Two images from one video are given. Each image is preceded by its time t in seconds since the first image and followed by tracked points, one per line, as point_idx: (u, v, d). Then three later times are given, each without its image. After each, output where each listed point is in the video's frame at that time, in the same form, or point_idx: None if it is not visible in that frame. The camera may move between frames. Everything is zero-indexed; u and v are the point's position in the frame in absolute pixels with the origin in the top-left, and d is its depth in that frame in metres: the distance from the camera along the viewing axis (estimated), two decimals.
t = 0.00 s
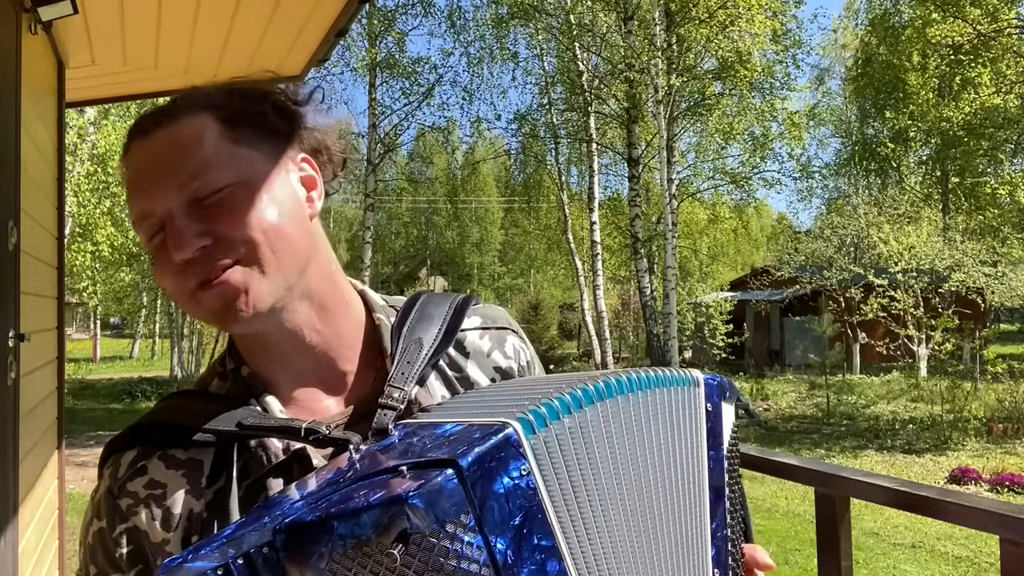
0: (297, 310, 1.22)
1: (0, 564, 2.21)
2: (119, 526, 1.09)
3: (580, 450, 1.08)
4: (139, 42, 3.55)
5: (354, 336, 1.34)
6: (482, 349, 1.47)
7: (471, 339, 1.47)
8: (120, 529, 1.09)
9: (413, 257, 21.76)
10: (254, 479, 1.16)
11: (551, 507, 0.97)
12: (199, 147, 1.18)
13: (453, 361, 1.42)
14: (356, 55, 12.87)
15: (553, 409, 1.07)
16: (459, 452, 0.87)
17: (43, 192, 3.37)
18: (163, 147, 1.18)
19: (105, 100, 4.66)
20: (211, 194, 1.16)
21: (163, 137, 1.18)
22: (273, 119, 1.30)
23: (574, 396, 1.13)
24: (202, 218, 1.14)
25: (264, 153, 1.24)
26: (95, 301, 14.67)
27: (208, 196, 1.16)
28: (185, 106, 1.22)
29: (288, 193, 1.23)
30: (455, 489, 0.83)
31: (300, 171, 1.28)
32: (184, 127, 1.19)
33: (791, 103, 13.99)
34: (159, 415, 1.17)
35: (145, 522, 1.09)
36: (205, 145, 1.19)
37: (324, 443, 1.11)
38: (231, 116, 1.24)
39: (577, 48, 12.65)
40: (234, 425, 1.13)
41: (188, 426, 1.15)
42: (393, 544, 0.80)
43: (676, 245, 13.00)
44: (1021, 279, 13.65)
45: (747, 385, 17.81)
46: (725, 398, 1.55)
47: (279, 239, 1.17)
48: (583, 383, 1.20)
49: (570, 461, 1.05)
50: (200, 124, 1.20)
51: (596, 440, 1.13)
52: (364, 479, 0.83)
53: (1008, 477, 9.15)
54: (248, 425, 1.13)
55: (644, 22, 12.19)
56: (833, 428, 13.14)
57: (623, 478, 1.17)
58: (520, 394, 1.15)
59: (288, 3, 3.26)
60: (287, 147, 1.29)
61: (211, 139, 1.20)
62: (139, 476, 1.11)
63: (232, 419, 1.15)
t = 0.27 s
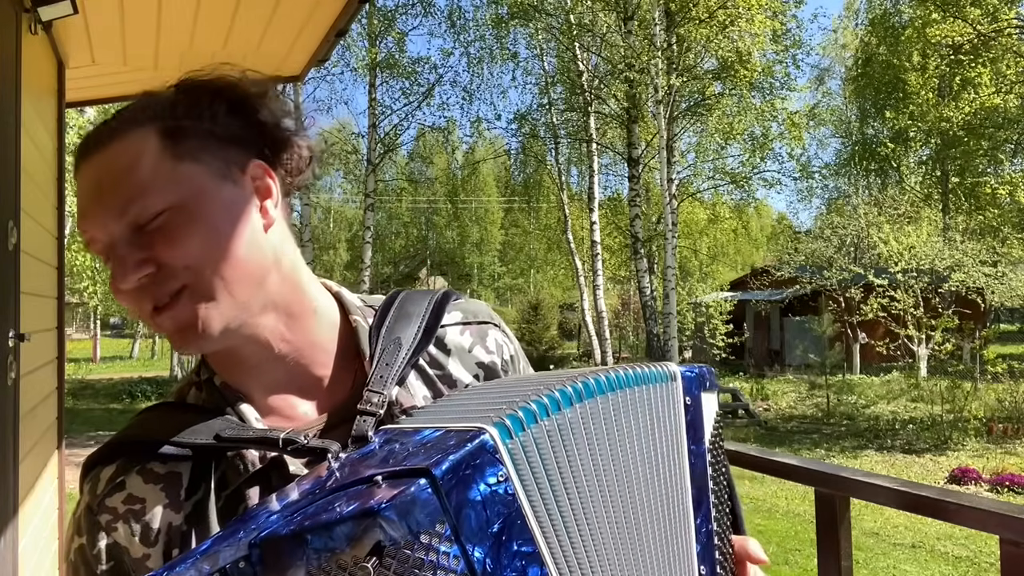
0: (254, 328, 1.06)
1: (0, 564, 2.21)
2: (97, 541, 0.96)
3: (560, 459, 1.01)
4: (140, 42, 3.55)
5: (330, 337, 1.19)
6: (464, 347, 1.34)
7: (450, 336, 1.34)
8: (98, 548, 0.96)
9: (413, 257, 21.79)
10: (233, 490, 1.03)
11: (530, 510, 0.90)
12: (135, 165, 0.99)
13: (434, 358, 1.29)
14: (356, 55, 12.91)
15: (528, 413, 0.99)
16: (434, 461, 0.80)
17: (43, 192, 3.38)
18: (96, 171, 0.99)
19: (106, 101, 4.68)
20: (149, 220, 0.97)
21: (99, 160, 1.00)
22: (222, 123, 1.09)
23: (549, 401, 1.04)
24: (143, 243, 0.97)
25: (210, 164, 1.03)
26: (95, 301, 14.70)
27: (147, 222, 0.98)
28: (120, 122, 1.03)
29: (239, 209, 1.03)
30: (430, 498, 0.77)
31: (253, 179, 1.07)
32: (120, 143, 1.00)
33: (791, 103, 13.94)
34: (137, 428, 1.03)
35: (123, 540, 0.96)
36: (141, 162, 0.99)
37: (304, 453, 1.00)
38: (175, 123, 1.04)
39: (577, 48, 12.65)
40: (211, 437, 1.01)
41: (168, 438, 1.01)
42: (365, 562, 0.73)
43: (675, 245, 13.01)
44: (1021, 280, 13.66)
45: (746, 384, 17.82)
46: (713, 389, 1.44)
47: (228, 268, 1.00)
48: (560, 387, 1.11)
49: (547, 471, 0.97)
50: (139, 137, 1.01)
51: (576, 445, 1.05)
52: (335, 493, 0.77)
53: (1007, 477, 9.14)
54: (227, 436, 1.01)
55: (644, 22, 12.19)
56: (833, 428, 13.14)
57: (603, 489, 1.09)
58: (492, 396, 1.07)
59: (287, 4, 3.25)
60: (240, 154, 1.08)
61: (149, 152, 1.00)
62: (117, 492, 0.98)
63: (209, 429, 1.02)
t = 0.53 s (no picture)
0: (236, 345, 1.03)
1: None
2: (90, 545, 0.92)
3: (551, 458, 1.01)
4: (140, 42, 3.55)
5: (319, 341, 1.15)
6: (456, 343, 1.33)
7: (443, 332, 1.33)
8: (91, 553, 0.92)
9: (413, 258, 21.78)
10: (226, 492, 1.00)
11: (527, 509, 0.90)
12: (101, 189, 0.93)
13: (426, 353, 1.28)
14: (356, 55, 12.94)
15: (518, 413, 0.99)
16: (424, 464, 0.79)
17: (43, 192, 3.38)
18: (66, 194, 0.94)
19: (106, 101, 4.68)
20: (119, 247, 0.92)
21: (70, 183, 0.95)
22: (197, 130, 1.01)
23: (540, 401, 1.04)
24: (116, 271, 0.92)
25: (180, 183, 0.96)
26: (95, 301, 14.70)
27: (118, 250, 0.93)
28: (88, 137, 0.96)
29: (215, 230, 0.98)
30: (421, 501, 0.76)
31: (230, 191, 1.00)
32: (88, 163, 0.95)
33: (791, 103, 13.91)
34: (129, 433, 0.99)
35: (116, 545, 0.93)
36: (110, 183, 0.94)
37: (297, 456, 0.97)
38: (145, 132, 0.97)
39: (577, 48, 12.64)
40: (203, 441, 0.97)
41: (160, 442, 0.97)
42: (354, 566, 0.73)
43: (676, 245, 13.01)
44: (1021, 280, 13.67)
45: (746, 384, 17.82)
46: (695, 376, 1.45)
47: (203, 294, 0.95)
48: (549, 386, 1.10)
49: (539, 470, 0.97)
50: (111, 156, 0.95)
51: (568, 445, 1.05)
52: (325, 498, 0.77)
53: (1008, 477, 9.14)
54: (220, 440, 0.98)
55: (644, 22, 12.19)
56: (833, 428, 13.14)
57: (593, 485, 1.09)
58: (481, 396, 1.07)
59: (287, 4, 3.25)
60: (217, 161, 1.01)
61: (118, 171, 0.94)
62: (109, 496, 0.94)
63: (201, 433, 0.99)
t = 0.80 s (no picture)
0: (234, 347, 1.05)
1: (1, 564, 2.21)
2: (92, 531, 0.95)
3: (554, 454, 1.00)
4: (140, 41, 3.54)
5: (315, 339, 1.16)
6: (457, 336, 1.34)
7: (445, 325, 1.34)
8: (93, 540, 0.95)
9: (413, 257, 21.78)
10: (227, 482, 1.03)
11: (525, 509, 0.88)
12: (97, 201, 0.95)
13: (428, 346, 1.30)
14: (355, 55, 12.97)
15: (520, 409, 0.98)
16: (424, 460, 0.79)
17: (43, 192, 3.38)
18: (64, 200, 0.96)
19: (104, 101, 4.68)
20: (115, 256, 0.95)
21: (68, 189, 0.96)
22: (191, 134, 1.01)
23: (543, 396, 1.04)
24: (113, 279, 0.95)
25: (174, 194, 0.97)
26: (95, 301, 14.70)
27: (114, 260, 0.95)
28: (83, 141, 0.97)
29: (210, 239, 0.99)
30: (423, 497, 0.76)
31: (226, 197, 1.01)
32: (84, 168, 0.96)
33: (791, 103, 13.94)
34: (130, 426, 1.02)
35: (117, 533, 0.96)
36: (105, 192, 0.95)
37: (297, 447, 1.00)
38: (139, 137, 0.98)
39: (577, 48, 12.63)
40: (205, 430, 1.01)
41: (162, 433, 1.00)
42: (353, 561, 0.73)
43: (675, 245, 13.00)
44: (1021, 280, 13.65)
45: (747, 385, 17.81)
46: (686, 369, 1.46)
47: (197, 304, 0.98)
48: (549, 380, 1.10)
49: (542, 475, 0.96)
50: (105, 165, 0.95)
51: (566, 447, 1.04)
52: (322, 491, 0.76)
53: (1007, 477, 9.14)
54: (221, 430, 1.01)
55: (644, 22, 12.21)
56: (832, 428, 13.14)
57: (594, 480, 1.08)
58: (485, 390, 1.07)
59: (288, 3, 3.25)
60: (212, 166, 1.01)
61: (112, 180, 0.95)
62: (111, 485, 0.97)
63: (202, 423, 1.02)
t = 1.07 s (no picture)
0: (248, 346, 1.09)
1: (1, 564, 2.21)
2: (104, 519, 1.01)
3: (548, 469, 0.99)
4: (139, 41, 3.54)
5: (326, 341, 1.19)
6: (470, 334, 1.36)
7: (458, 323, 1.36)
8: (105, 527, 1.01)
9: (413, 257, 21.78)
10: (238, 475, 1.08)
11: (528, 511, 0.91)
12: (114, 205, 0.99)
13: (438, 348, 1.31)
14: (355, 55, 12.97)
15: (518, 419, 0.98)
16: (430, 464, 0.81)
17: (43, 192, 3.37)
18: (85, 202, 1.00)
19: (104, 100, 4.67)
20: (132, 258, 0.99)
21: (87, 191, 1.00)
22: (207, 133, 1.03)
23: (532, 411, 1.01)
24: (128, 280, 0.99)
25: (189, 199, 1.01)
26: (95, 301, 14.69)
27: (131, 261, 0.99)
28: (103, 144, 1.01)
29: (223, 244, 1.03)
30: (426, 500, 0.78)
31: (240, 202, 1.05)
32: (103, 172, 1.00)
33: (791, 103, 13.97)
34: (145, 414, 1.06)
35: (128, 520, 1.01)
36: (123, 195, 0.99)
37: (306, 446, 1.05)
38: (156, 139, 1.01)
39: (577, 48, 12.60)
40: (216, 425, 1.05)
41: (174, 424, 1.04)
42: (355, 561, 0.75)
43: (675, 245, 13.00)
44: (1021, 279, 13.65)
45: (747, 384, 17.81)
46: (678, 374, 1.36)
47: (210, 307, 1.02)
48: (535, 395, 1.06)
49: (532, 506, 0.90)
50: (124, 169, 0.99)
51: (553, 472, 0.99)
52: (329, 490, 0.80)
53: (1007, 477, 9.14)
54: (232, 426, 1.05)
55: (644, 22, 12.23)
56: (833, 428, 13.14)
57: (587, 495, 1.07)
58: (482, 400, 1.05)
59: (288, 3, 3.25)
60: (227, 170, 1.04)
61: (130, 183, 0.99)
62: (124, 474, 1.02)
63: (214, 418, 1.06)
